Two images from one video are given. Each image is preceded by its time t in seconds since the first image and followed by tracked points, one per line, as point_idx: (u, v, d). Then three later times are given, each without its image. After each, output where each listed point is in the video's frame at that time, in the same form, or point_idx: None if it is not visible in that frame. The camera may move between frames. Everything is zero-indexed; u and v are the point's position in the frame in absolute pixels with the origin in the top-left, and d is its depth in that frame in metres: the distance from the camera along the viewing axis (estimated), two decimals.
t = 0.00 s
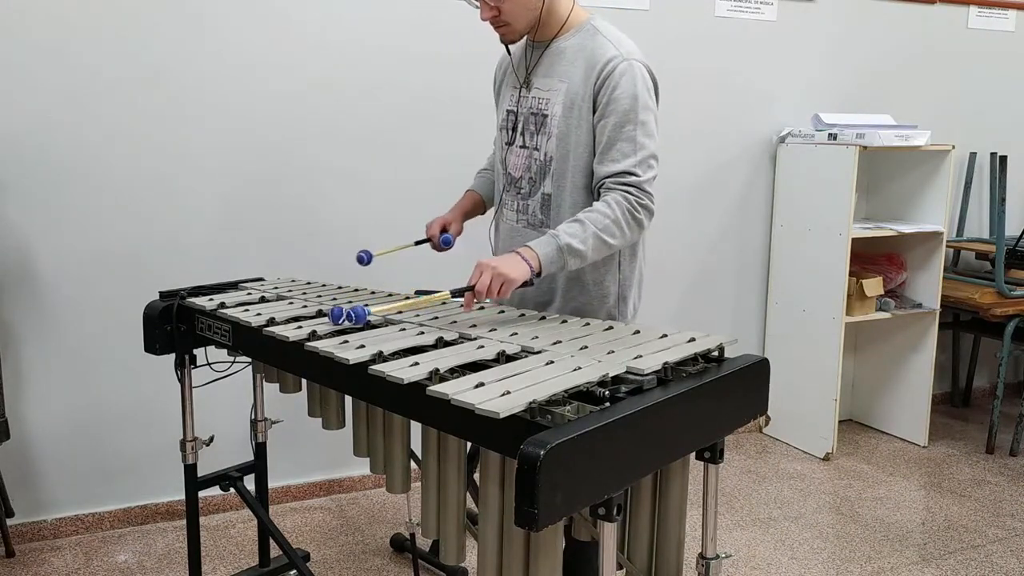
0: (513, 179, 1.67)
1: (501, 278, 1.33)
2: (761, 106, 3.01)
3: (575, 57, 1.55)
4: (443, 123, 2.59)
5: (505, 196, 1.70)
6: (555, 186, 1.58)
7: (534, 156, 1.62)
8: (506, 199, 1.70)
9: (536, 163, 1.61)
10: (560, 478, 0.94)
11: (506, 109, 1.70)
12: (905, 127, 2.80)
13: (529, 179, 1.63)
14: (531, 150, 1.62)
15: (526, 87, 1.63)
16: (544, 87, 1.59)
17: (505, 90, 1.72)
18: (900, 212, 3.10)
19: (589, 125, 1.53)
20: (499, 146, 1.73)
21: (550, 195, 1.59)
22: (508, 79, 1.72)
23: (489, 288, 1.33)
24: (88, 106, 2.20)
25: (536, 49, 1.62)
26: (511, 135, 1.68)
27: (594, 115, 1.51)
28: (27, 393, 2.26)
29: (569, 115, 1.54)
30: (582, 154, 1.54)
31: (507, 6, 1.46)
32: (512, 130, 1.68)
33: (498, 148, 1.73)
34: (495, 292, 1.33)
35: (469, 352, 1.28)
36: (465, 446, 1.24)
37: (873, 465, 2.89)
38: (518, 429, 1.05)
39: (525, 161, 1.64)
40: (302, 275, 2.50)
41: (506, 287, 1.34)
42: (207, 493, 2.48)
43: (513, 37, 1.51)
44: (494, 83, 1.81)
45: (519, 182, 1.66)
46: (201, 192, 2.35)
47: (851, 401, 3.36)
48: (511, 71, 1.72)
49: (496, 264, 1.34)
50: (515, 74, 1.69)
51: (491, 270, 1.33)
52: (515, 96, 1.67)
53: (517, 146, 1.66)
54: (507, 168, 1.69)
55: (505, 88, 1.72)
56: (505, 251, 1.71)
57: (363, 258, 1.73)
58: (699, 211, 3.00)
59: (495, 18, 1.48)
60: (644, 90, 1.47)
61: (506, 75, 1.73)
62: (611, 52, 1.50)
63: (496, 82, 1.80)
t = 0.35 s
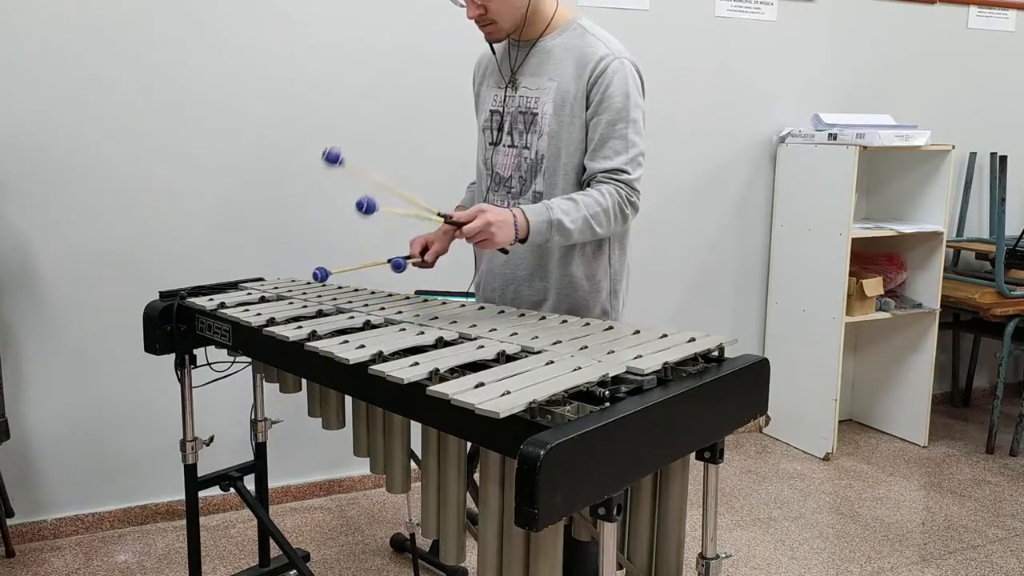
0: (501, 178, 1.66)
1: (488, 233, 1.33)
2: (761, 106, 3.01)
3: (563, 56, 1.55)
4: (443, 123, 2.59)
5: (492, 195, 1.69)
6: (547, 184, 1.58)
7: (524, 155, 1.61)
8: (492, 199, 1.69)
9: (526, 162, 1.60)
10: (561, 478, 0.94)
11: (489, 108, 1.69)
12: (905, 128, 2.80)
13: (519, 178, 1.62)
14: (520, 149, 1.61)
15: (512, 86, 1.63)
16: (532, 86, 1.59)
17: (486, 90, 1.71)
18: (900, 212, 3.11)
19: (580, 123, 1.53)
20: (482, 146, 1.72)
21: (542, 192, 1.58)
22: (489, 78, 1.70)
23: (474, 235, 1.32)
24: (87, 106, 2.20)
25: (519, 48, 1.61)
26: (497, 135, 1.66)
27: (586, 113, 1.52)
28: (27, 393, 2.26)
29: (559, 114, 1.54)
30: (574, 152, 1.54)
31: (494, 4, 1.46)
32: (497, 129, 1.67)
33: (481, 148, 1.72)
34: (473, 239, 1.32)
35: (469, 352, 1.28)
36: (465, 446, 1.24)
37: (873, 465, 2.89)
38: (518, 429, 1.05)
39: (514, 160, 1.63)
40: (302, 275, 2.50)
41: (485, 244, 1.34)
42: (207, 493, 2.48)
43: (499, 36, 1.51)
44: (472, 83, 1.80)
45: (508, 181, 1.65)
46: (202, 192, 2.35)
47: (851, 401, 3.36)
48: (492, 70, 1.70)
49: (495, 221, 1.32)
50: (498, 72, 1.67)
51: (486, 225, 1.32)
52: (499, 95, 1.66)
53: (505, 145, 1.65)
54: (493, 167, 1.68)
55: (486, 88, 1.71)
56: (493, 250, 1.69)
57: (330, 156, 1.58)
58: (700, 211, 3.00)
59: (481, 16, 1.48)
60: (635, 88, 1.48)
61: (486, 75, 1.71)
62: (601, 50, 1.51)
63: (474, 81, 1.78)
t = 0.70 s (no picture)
0: (504, 181, 1.65)
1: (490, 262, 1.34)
2: (761, 106, 3.02)
3: (566, 58, 1.55)
4: (443, 123, 2.59)
5: (496, 198, 1.68)
6: (552, 187, 1.57)
7: (528, 157, 1.60)
8: (496, 202, 1.68)
9: (531, 164, 1.60)
10: (561, 478, 0.94)
11: (490, 109, 1.68)
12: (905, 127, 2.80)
13: (524, 180, 1.61)
14: (524, 152, 1.60)
15: (515, 88, 1.62)
16: (535, 88, 1.58)
17: (486, 92, 1.70)
18: (900, 212, 3.11)
19: (584, 126, 1.53)
20: (484, 148, 1.70)
21: (548, 195, 1.58)
22: (490, 79, 1.69)
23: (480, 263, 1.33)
24: (88, 106, 2.20)
25: (520, 50, 1.61)
26: (500, 137, 1.65)
27: (589, 116, 1.52)
28: (27, 393, 2.26)
29: (564, 117, 1.54)
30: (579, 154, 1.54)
31: (495, 6, 1.45)
32: (499, 131, 1.66)
33: (483, 149, 1.71)
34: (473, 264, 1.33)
35: (469, 352, 1.28)
36: (465, 446, 1.24)
37: (873, 465, 2.89)
38: (518, 429, 1.05)
39: (518, 163, 1.62)
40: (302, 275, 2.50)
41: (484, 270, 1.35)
42: (207, 493, 2.48)
43: (500, 37, 1.50)
44: (470, 84, 1.79)
45: (512, 184, 1.64)
46: (202, 192, 2.35)
47: (852, 401, 3.36)
48: (493, 70, 1.69)
49: (499, 249, 1.33)
50: (500, 73, 1.67)
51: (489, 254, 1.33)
52: (501, 97, 1.65)
53: (508, 148, 1.64)
54: (496, 170, 1.67)
55: (486, 89, 1.70)
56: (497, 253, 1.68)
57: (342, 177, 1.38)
58: (699, 211, 3.00)
59: (482, 18, 1.47)
60: (637, 91, 1.49)
61: (487, 75, 1.70)
62: (604, 53, 1.52)
63: (472, 82, 1.77)
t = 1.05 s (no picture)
0: (510, 181, 1.65)
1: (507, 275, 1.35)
2: (761, 106, 3.02)
3: (574, 59, 1.55)
4: (443, 122, 2.59)
5: (501, 198, 1.68)
6: (558, 188, 1.57)
7: (534, 158, 1.60)
8: (501, 202, 1.68)
9: (537, 165, 1.60)
10: (561, 478, 0.94)
11: (497, 109, 1.67)
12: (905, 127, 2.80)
13: (529, 181, 1.62)
14: (530, 152, 1.60)
15: (521, 88, 1.62)
16: (542, 89, 1.58)
17: (493, 91, 1.70)
18: (900, 213, 3.11)
19: (592, 127, 1.53)
20: (489, 148, 1.70)
21: (554, 196, 1.58)
22: (497, 79, 1.69)
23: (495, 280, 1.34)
24: (87, 106, 2.20)
25: (527, 50, 1.61)
26: (506, 137, 1.65)
27: (597, 117, 1.52)
28: (27, 393, 2.26)
29: (571, 117, 1.54)
30: (586, 155, 1.54)
31: (503, 6, 1.46)
32: (505, 131, 1.66)
33: (488, 150, 1.70)
34: (490, 286, 1.34)
35: (469, 352, 1.28)
36: (465, 446, 1.24)
37: (873, 465, 2.90)
38: (518, 429, 1.05)
39: (524, 163, 1.62)
40: (302, 274, 2.50)
41: (508, 286, 1.34)
42: (207, 493, 2.48)
43: (508, 37, 1.51)
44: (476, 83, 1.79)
45: (518, 184, 1.64)
46: (202, 192, 2.35)
47: (852, 401, 3.36)
48: (499, 70, 1.69)
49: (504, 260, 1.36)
50: (507, 73, 1.66)
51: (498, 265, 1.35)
52: (507, 97, 1.65)
53: (514, 148, 1.64)
54: (502, 170, 1.67)
55: (493, 89, 1.70)
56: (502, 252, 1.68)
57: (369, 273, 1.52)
58: (699, 211, 3.00)
59: (490, 17, 1.48)
60: (645, 93, 1.50)
61: (494, 74, 1.70)
62: (611, 54, 1.52)
63: (479, 81, 1.76)
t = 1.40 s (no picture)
0: (509, 179, 1.65)
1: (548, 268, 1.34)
2: (761, 106, 3.02)
3: (574, 55, 1.56)
4: (443, 122, 2.59)
5: (499, 196, 1.68)
6: (559, 184, 1.57)
7: (534, 156, 1.60)
8: (500, 200, 1.68)
9: (537, 162, 1.60)
10: (561, 477, 0.94)
11: (494, 108, 1.67)
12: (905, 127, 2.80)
13: (528, 178, 1.62)
14: (530, 150, 1.60)
15: (519, 86, 1.61)
16: (542, 86, 1.58)
17: (489, 90, 1.69)
18: (900, 212, 3.11)
19: (596, 122, 1.54)
20: (485, 147, 1.70)
21: (555, 193, 1.58)
22: (492, 78, 1.69)
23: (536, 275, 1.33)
24: (88, 106, 2.20)
25: (525, 48, 1.61)
26: (504, 135, 1.65)
27: (601, 112, 1.53)
28: (27, 392, 2.26)
29: (573, 114, 1.55)
30: (589, 150, 1.55)
31: (500, 3, 1.46)
32: (503, 129, 1.65)
33: (485, 148, 1.70)
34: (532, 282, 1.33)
35: (469, 352, 1.28)
36: (465, 445, 1.24)
37: (873, 465, 2.89)
38: (517, 430, 1.04)
39: (523, 161, 1.62)
40: (301, 275, 2.50)
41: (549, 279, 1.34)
42: (207, 493, 2.48)
43: (505, 36, 1.51)
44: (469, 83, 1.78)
45: (517, 182, 1.63)
46: (202, 192, 2.35)
47: (852, 401, 3.36)
48: (495, 70, 1.69)
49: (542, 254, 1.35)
50: (503, 72, 1.66)
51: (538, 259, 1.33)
52: (504, 96, 1.65)
53: (513, 146, 1.64)
54: (501, 168, 1.66)
55: (488, 88, 1.69)
56: (501, 251, 1.68)
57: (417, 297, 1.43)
58: (699, 211, 3.00)
59: (488, 15, 1.48)
60: (651, 85, 1.52)
61: (488, 74, 1.69)
62: (612, 50, 1.53)
63: (472, 81, 1.76)
